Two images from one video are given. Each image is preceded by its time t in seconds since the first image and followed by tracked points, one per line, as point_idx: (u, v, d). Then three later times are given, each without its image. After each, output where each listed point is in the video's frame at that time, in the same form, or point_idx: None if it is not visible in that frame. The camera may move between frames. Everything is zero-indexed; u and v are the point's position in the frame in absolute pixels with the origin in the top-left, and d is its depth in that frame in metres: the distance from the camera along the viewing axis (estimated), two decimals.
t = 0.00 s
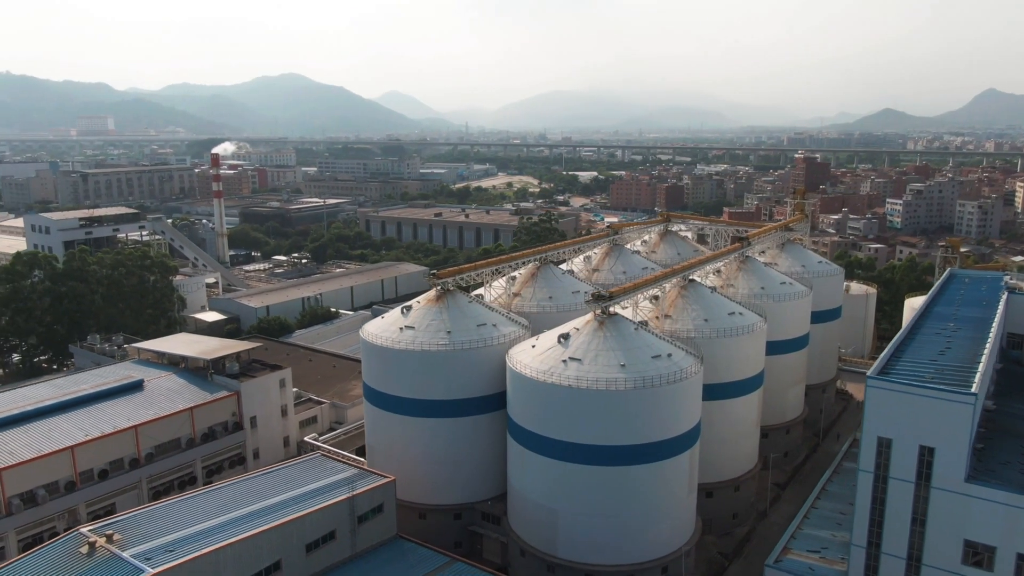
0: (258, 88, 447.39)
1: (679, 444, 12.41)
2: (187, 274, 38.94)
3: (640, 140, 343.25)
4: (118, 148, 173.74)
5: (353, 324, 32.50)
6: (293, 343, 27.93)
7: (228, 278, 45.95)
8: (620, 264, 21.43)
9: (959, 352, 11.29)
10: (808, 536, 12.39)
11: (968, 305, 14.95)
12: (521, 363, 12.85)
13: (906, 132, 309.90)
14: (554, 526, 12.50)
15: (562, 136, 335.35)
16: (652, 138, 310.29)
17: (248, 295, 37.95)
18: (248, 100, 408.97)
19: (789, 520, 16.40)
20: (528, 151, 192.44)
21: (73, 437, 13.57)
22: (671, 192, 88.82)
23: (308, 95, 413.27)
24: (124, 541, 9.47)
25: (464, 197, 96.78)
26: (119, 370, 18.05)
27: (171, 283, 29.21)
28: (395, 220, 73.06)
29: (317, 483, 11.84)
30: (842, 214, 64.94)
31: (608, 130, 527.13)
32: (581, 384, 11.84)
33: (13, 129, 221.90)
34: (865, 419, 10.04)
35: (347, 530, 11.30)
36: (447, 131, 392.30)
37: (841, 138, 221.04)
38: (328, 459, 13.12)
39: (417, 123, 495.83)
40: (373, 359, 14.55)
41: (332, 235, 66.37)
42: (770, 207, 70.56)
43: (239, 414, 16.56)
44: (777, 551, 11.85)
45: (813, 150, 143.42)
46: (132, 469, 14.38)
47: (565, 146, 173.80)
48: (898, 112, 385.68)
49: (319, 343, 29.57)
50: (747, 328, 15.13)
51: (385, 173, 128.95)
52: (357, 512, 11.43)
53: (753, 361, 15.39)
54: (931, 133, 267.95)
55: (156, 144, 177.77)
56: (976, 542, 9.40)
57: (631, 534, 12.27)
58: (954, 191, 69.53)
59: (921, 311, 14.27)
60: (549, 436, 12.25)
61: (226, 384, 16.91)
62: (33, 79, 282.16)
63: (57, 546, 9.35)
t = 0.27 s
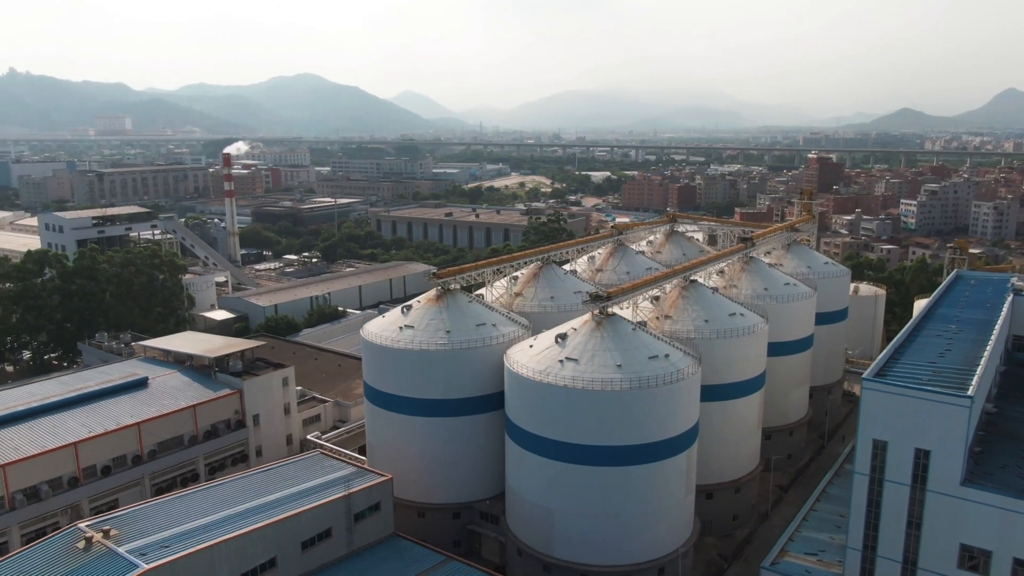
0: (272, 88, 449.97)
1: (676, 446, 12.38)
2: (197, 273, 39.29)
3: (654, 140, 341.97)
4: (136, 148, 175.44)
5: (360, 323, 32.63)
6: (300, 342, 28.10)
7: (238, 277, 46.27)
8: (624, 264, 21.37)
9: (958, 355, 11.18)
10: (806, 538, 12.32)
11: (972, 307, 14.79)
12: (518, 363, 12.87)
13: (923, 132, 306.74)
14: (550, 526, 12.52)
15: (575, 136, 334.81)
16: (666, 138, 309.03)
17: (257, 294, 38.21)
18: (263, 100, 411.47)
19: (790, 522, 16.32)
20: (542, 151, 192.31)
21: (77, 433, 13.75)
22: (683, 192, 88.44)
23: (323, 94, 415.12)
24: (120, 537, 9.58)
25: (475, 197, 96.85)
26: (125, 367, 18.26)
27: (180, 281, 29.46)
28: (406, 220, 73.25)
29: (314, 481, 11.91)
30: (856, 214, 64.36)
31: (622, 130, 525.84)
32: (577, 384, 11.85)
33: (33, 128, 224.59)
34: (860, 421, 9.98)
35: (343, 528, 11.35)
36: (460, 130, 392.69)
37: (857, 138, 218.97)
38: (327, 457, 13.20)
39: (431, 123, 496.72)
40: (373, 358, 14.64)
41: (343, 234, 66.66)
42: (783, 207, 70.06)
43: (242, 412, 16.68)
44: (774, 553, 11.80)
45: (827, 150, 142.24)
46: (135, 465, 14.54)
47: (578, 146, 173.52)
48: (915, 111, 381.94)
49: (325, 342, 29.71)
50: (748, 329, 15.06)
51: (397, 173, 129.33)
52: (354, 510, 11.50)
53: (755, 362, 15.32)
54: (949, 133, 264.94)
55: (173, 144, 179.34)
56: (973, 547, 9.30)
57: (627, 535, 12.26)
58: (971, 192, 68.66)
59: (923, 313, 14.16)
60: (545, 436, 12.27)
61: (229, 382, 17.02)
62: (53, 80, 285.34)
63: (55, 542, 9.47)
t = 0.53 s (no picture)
0: (287, 89, 452.60)
1: (673, 446, 12.34)
2: (207, 272, 39.59)
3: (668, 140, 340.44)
4: (152, 148, 177.10)
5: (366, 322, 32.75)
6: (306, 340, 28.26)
7: (249, 276, 46.59)
8: (628, 264, 21.29)
9: (957, 357, 11.10)
10: (804, 540, 12.27)
11: (976, 309, 14.65)
12: (516, 363, 12.89)
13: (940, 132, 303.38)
14: (547, 526, 12.54)
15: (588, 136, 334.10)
16: (681, 138, 307.62)
17: (266, 292, 38.46)
18: (277, 100, 413.92)
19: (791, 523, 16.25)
20: (555, 151, 192.07)
21: (81, 429, 13.92)
22: (695, 192, 87.99)
23: (337, 94, 416.90)
24: (117, 533, 9.69)
25: (487, 197, 96.89)
26: (131, 364, 18.45)
27: (189, 280, 29.70)
28: (417, 220, 73.39)
29: (311, 479, 11.99)
30: (870, 215, 63.78)
31: (636, 129, 524.15)
32: (574, 384, 11.86)
33: (52, 128, 227.03)
34: (857, 423, 9.92)
35: (339, 526, 11.42)
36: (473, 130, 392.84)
37: (874, 138, 216.91)
38: (326, 454, 13.28)
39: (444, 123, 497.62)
40: (373, 357, 14.71)
41: (354, 234, 66.90)
42: (796, 208, 69.52)
43: (245, 409, 16.81)
44: (771, 555, 11.75)
45: (843, 151, 140.93)
46: (138, 462, 14.71)
47: (591, 146, 173.13)
48: (933, 111, 377.80)
49: (331, 341, 29.88)
50: (749, 330, 15.01)
51: (410, 172, 129.66)
52: (350, 508, 11.55)
53: (756, 363, 15.26)
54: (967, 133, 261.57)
55: (190, 143, 181.06)
56: (968, 550, 9.21)
57: (623, 536, 12.26)
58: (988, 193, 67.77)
59: (926, 314, 14.05)
60: (542, 435, 12.28)
61: (233, 379, 17.17)
62: (72, 80, 288.30)
63: (54, 536, 9.63)
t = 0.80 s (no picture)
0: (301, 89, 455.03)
1: (669, 447, 12.31)
2: (217, 270, 39.88)
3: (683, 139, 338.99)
4: (168, 148, 178.71)
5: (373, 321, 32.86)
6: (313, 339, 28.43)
7: (258, 275, 46.88)
8: (632, 265, 21.25)
9: (956, 360, 11.00)
10: (802, 542, 12.21)
11: (981, 311, 14.50)
12: (513, 363, 12.90)
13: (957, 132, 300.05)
14: (543, 527, 12.54)
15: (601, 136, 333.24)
16: (695, 138, 306.11)
17: (274, 291, 38.69)
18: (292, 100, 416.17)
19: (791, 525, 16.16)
20: (568, 151, 191.85)
21: (84, 426, 14.10)
22: (708, 192, 87.54)
23: (351, 95, 418.68)
24: (113, 528, 9.81)
25: (498, 197, 96.90)
26: (137, 362, 18.65)
27: (198, 279, 29.95)
28: (428, 220, 73.54)
29: (309, 477, 12.06)
30: (884, 216, 63.18)
31: (649, 130, 522.18)
32: (570, 384, 11.86)
33: (70, 128, 229.46)
34: (852, 425, 9.86)
35: (336, 524, 11.49)
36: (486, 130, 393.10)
37: (891, 138, 214.71)
38: (325, 453, 13.36)
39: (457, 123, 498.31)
40: (373, 356, 14.79)
41: (364, 233, 67.17)
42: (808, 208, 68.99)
43: (248, 408, 16.94)
44: (768, 557, 11.71)
45: (858, 151, 139.67)
46: (141, 458, 14.87)
47: (604, 146, 172.69)
48: (950, 111, 373.63)
49: (338, 340, 30.01)
50: (750, 330, 14.94)
51: (422, 172, 129.97)
52: (347, 506, 11.62)
53: (757, 364, 15.20)
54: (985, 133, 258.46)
55: (206, 143, 182.39)
56: (964, 554, 9.13)
57: (619, 537, 12.24)
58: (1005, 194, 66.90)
59: (929, 316, 13.93)
60: (538, 435, 12.30)
61: (236, 377, 17.30)
62: (90, 81, 291.22)
63: (51, 531, 9.77)
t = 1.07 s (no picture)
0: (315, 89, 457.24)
1: (666, 448, 12.29)
2: (227, 269, 40.15)
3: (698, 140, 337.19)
4: (185, 147, 180.23)
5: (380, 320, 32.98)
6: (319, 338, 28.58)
7: (268, 274, 47.13)
8: (635, 265, 21.22)
9: (954, 362, 10.90)
10: (799, 545, 12.16)
11: (984, 313, 14.36)
12: (510, 363, 12.92)
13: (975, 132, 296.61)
14: (539, 526, 12.57)
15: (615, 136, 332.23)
16: (709, 138, 304.54)
17: (283, 290, 38.91)
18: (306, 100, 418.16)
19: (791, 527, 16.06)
20: (581, 151, 191.56)
21: (88, 422, 14.29)
22: (720, 192, 87.08)
23: (364, 95, 420.19)
24: (111, 524, 9.95)
25: (510, 197, 96.89)
26: (143, 360, 18.85)
27: (207, 278, 30.21)
28: (439, 219, 73.65)
29: (305, 475, 12.15)
30: (898, 217, 62.56)
31: (663, 130, 520.22)
32: (566, 384, 11.87)
33: (88, 128, 231.80)
34: (846, 427, 9.81)
35: (331, 522, 11.56)
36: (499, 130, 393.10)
37: (908, 137, 212.57)
38: (323, 451, 13.45)
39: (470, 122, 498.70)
40: (372, 355, 14.86)
41: (374, 233, 67.41)
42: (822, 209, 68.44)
43: (251, 406, 17.05)
44: (763, 559, 11.68)
45: (874, 151, 138.32)
46: (143, 455, 15.04)
47: (617, 146, 172.21)
48: (968, 110, 369.39)
49: (344, 340, 30.16)
50: (750, 331, 14.89)
51: (434, 172, 130.22)
52: (343, 504, 11.69)
53: (757, 365, 15.13)
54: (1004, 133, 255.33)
55: (222, 143, 183.65)
56: (958, 558, 9.06)
57: (615, 537, 12.24)
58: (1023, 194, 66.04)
59: (930, 318, 13.82)
60: (534, 435, 12.32)
61: (239, 375, 17.42)
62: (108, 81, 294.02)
63: (50, 526, 9.93)
